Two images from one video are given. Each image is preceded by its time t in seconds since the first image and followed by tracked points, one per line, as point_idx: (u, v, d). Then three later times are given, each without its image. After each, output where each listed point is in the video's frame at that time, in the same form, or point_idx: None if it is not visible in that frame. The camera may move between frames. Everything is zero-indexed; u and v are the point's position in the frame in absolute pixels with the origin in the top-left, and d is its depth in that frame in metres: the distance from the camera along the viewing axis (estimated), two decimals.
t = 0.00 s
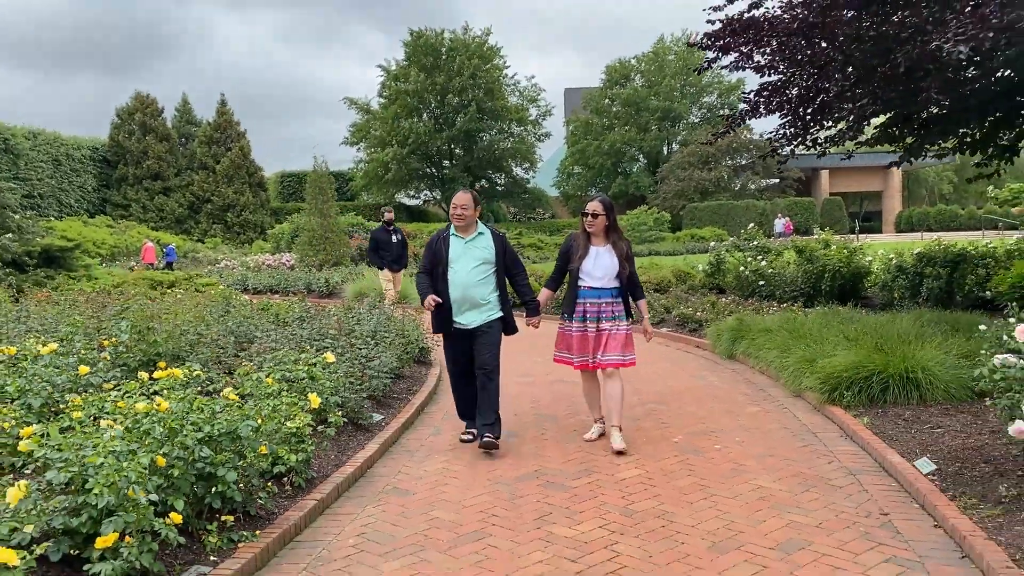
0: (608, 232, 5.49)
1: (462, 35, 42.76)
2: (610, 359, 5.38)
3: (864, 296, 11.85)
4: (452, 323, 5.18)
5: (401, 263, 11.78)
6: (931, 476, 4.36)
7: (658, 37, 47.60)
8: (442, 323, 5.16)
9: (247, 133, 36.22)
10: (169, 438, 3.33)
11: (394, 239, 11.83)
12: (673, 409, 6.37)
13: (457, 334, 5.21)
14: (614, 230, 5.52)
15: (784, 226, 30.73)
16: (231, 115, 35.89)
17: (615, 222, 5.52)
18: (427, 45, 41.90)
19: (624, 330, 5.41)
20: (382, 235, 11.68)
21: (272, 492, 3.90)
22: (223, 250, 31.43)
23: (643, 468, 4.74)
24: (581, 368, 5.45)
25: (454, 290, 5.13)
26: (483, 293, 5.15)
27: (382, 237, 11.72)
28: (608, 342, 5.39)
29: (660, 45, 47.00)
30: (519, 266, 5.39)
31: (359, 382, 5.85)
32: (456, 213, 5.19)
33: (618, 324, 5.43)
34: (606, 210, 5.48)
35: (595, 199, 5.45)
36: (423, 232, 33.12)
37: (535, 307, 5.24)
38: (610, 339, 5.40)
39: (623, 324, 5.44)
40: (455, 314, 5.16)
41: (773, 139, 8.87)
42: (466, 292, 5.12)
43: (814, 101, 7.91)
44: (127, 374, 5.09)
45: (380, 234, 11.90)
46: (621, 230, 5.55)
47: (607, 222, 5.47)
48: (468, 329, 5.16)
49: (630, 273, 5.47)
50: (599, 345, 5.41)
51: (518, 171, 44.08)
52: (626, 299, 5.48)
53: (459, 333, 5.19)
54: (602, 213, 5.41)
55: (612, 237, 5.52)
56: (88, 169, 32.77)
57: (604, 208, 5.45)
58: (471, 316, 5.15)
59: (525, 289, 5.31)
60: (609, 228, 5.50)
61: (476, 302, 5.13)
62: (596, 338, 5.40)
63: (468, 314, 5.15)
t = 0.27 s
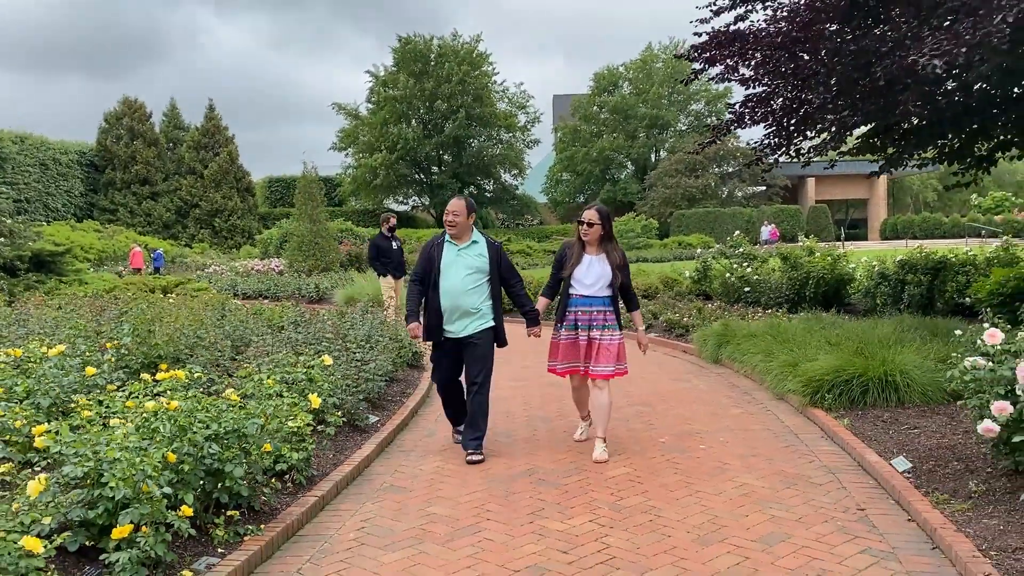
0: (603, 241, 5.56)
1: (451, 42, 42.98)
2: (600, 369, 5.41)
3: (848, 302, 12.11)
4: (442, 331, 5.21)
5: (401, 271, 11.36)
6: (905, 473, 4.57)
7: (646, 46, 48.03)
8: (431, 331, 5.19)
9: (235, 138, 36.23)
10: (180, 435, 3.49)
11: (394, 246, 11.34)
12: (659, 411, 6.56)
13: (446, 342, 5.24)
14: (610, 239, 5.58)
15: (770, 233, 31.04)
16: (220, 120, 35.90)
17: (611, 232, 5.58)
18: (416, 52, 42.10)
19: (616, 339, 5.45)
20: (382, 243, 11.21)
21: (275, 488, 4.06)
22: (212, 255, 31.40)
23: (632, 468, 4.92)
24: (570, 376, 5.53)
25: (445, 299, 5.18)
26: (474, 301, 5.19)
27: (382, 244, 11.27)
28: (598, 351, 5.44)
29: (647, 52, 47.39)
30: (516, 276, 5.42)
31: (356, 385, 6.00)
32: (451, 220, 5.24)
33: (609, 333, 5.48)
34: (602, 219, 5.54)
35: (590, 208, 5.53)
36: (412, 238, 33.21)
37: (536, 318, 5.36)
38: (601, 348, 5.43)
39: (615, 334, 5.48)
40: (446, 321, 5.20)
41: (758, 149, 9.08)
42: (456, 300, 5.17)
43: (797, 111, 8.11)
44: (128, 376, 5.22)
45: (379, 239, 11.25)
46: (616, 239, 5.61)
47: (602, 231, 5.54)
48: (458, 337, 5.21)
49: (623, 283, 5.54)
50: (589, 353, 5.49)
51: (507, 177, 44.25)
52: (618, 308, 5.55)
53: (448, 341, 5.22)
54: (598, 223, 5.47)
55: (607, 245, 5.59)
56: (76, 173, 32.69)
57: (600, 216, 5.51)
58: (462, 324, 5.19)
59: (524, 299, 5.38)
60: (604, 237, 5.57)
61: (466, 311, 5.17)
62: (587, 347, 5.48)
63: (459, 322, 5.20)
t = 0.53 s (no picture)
0: (606, 246, 5.62)
1: (443, 49, 43.26)
2: (605, 373, 5.51)
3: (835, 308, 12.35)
4: (442, 336, 5.19)
5: (405, 275, 11.36)
6: (889, 471, 4.79)
7: (637, 54, 48.46)
8: (431, 336, 5.16)
9: (228, 145, 36.32)
10: (199, 434, 3.66)
11: (398, 250, 11.36)
12: (652, 413, 6.74)
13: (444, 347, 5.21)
14: (611, 245, 5.65)
15: (759, 240, 31.37)
16: (213, 127, 35.99)
17: (613, 237, 5.67)
18: (408, 59, 42.35)
19: (616, 343, 5.55)
20: (386, 247, 11.25)
21: (287, 485, 4.22)
22: (204, 261, 31.44)
23: (627, 468, 5.10)
24: (571, 381, 5.47)
25: (445, 304, 5.17)
26: (474, 307, 5.18)
27: (386, 248, 11.30)
28: (599, 355, 5.51)
29: (638, 61, 47.83)
30: (518, 279, 5.39)
31: (359, 387, 6.15)
32: (450, 225, 5.20)
33: (610, 337, 5.54)
34: (605, 224, 5.63)
35: (593, 213, 5.61)
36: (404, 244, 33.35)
37: (537, 321, 5.26)
38: (604, 353, 5.51)
39: (614, 338, 5.55)
40: (445, 326, 5.18)
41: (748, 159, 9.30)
42: (456, 306, 5.15)
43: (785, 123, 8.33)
44: (139, 377, 5.37)
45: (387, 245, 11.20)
46: (617, 244, 5.68)
47: (604, 237, 5.63)
48: (458, 342, 5.20)
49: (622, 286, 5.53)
50: (589, 357, 5.50)
51: (498, 184, 44.48)
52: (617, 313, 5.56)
53: (447, 345, 5.20)
54: (601, 228, 5.55)
55: (608, 250, 5.65)
56: (68, 179, 32.68)
57: (602, 222, 5.59)
58: (461, 329, 5.18)
59: (526, 301, 5.34)
60: (606, 243, 5.64)
61: (466, 316, 5.17)
62: (588, 350, 5.49)
63: (458, 328, 5.18)
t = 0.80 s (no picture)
0: (605, 255, 5.30)
1: (435, 54, 43.39)
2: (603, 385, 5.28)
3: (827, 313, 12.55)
4: (437, 348, 5.01)
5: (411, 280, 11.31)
6: (885, 468, 4.94)
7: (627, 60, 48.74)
8: (426, 348, 4.99)
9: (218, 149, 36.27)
10: (222, 430, 3.78)
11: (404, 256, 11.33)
12: (653, 416, 6.87)
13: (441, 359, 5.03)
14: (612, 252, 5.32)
15: (749, 245, 31.64)
16: (202, 130, 35.95)
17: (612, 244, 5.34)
18: (399, 64, 42.44)
19: (615, 355, 5.29)
20: (392, 252, 11.23)
21: (303, 482, 4.33)
22: (194, 265, 31.37)
23: (631, 468, 5.21)
24: (571, 394, 5.19)
25: (440, 314, 4.99)
26: (469, 316, 5.00)
27: (392, 254, 11.29)
28: (598, 367, 5.25)
29: (628, 66, 48.09)
30: (512, 288, 5.17)
31: (366, 387, 6.25)
32: (446, 235, 5.02)
33: (608, 348, 5.28)
34: (604, 232, 5.31)
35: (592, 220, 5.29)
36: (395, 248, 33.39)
37: (532, 329, 5.16)
38: (601, 364, 5.27)
39: (613, 349, 5.30)
40: (441, 338, 5.00)
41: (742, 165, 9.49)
42: (451, 316, 4.97)
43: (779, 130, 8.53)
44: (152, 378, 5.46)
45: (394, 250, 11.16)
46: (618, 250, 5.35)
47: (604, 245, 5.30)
48: (454, 353, 5.01)
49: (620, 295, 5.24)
50: (588, 370, 5.25)
51: (489, 189, 44.56)
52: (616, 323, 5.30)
53: (442, 357, 5.01)
54: (601, 237, 5.25)
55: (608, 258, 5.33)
56: (57, 183, 32.58)
57: (602, 230, 5.28)
58: (458, 340, 5.00)
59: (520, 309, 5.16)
60: (605, 251, 5.33)
61: (463, 326, 4.99)
62: (587, 363, 5.24)
63: (455, 339, 5.00)
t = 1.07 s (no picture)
0: (600, 258, 5.29)
1: (427, 58, 43.57)
2: (591, 388, 5.19)
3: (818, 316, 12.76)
4: (437, 349, 4.92)
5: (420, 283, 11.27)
6: (875, 465, 5.15)
7: (619, 65, 49.06)
8: (425, 349, 4.89)
9: (212, 152, 36.32)
10: (244, 428, 3.94)
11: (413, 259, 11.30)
12: (651, 417, 7.05)
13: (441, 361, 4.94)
14: (606, 256, 5.29)
15: (740, 249, 31.96)
16: (196, 134, 35.98)
17: (608, 248, 5.31)
18: (392, 68, 42.59)
19: (608, 358, 5.22)
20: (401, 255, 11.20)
21: (318, 479, 4.50)
22: (188, 269, 31.38)
23: (631, 466, 5.38)
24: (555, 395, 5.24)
25: (440, 314, 4.92)
26: (470, 317, 4.96)
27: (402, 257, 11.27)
28: (590, 369, 5.20)
29: (620, 71, 48.38)
30: (503, 290, 5.25)
31: (373, 388, 6.41)
32: (446, 238, 4.98)
33: (601, 351, 5.22)
34: (599, 235, 5.30)
35: (587, 223, 5.28)
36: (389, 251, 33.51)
37: (523, 331, 5.18)
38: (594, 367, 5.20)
39: (608, 353, 5.23)
40: (441, 338, 4.92)
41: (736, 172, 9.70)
42: (453, 317, 4.92)
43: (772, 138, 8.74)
44: (166, 379, 5.62)
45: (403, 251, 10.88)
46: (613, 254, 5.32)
47: (599, 249, 5.29)
48: (455, 355, 4.95)
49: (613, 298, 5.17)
50: (579, 372, 5.22)
51: (482, 193, 44.72)
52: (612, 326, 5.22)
53: (443, 359, 4.93)
54: (595, 239, 5.23)
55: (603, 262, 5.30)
56: (51, 186, 32.56)
57: (597, 233, 5.26)
58: (457, 341, 4.93)
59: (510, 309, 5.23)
60: (601, 255, 5.31)
61: (463, 327, 4.94)
62: (579, 365, 5.22)
63: (455, 339, 4.93)
